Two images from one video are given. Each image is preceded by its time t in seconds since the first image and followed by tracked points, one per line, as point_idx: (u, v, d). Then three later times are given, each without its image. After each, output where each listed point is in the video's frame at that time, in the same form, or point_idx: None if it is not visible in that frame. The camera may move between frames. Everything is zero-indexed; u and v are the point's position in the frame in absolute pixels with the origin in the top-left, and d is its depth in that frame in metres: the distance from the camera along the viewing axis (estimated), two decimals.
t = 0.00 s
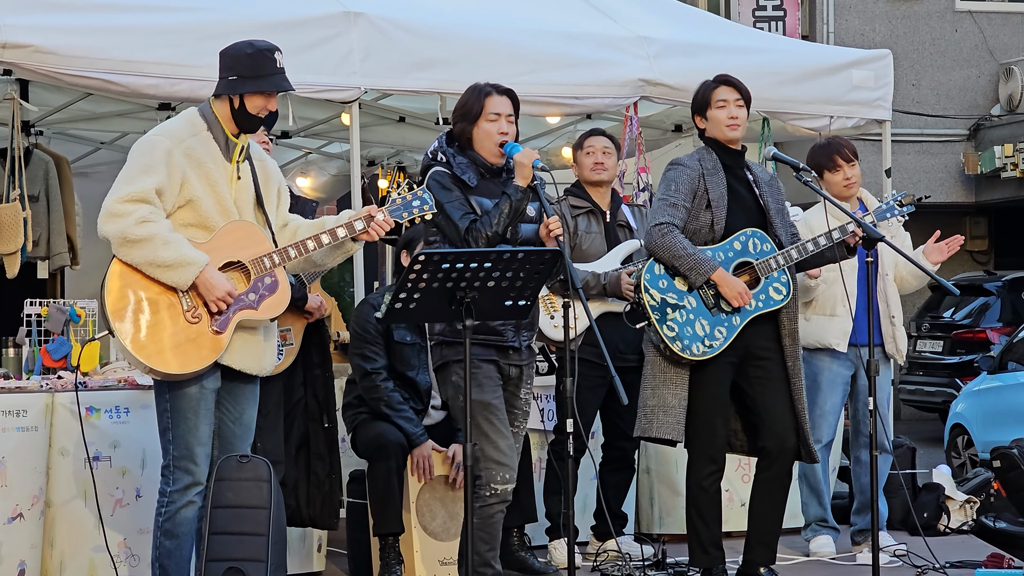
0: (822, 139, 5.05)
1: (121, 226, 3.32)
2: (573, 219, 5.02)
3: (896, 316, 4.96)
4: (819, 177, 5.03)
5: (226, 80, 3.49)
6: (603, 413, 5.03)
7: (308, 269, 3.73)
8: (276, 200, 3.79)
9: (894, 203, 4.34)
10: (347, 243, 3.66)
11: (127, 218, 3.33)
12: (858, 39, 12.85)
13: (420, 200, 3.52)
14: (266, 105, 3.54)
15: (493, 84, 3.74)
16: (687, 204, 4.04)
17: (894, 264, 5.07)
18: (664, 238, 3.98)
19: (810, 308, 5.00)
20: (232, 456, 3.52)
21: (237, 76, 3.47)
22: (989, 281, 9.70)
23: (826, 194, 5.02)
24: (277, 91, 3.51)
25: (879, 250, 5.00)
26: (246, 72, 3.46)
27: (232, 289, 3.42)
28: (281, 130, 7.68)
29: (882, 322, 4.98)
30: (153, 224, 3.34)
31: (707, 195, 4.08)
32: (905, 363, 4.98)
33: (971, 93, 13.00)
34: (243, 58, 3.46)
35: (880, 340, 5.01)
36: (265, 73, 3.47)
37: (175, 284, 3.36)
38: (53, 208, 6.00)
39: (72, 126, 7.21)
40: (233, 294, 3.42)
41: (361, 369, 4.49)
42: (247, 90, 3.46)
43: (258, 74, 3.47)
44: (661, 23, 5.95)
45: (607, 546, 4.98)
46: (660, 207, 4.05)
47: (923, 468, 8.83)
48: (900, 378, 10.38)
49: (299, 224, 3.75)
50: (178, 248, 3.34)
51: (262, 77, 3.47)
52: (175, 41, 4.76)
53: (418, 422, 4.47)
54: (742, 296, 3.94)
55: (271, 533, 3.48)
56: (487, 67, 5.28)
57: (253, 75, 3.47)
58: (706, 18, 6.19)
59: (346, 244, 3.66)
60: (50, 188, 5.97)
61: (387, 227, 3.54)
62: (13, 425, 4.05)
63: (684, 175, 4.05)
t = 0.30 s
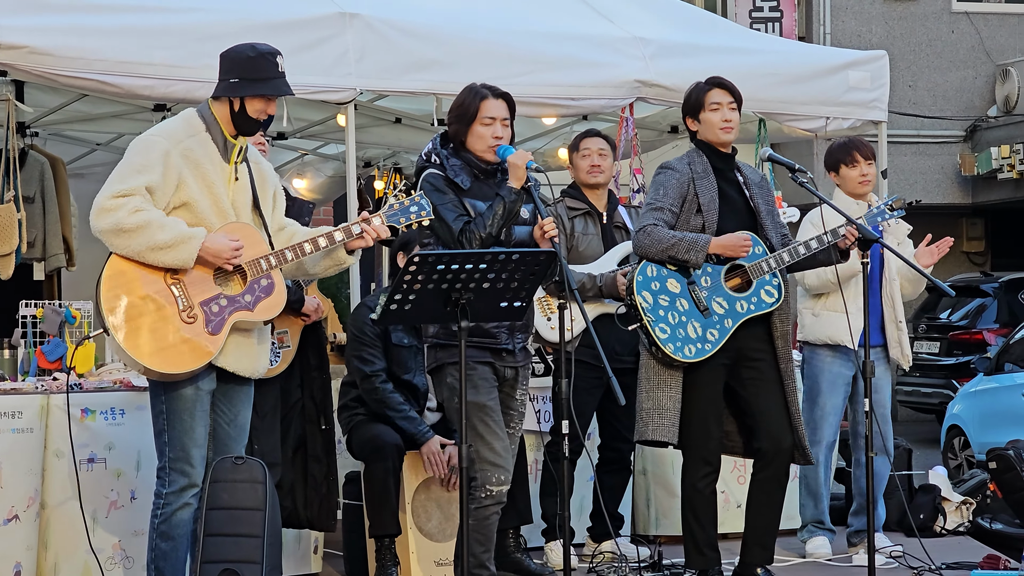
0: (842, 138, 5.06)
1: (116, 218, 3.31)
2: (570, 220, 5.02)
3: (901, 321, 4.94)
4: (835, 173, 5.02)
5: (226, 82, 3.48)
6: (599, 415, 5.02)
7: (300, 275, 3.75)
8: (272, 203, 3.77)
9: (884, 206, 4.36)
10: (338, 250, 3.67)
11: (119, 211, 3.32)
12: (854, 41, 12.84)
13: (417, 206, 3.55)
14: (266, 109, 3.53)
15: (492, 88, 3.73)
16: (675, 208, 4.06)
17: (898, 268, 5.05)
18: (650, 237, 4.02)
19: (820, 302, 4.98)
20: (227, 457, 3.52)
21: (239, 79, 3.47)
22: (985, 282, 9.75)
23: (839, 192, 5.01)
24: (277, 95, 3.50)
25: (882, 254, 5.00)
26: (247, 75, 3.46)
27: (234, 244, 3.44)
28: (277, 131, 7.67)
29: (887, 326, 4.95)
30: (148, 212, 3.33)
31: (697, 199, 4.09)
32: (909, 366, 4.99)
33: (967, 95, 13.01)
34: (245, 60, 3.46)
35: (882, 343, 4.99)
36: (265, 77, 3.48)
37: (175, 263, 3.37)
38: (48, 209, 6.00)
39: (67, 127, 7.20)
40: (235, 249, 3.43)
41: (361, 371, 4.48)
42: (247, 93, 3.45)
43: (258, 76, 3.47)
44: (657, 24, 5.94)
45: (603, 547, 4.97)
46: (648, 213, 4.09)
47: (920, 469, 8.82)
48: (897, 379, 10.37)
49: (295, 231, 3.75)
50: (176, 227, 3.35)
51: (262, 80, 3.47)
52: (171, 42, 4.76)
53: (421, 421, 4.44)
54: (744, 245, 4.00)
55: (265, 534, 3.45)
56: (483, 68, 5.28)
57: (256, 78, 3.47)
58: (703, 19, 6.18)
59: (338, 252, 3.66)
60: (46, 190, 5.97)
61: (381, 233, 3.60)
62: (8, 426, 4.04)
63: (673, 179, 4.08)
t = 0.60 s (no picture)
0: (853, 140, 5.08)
1: (119, 222, 3.31)
2: (566, 222, 5.02)
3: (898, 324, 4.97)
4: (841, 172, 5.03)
5: (206, 76, 3.50)
6: (595, 416, 5.03)
7: (300, 267, 3.71)
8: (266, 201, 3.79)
9: (875, 206, 4.35)
10: (338, 238, 3.65)
11: (125, 213, 3.32)
12: (851, 42, 12.85)
13: (412, 188, 3.53)
14: (248, 99, 3.55)
15: (485, 90, 3.75)
16: (670, 211, 4.05)
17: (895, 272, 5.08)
18: (644, 244, 3.98)
19: (823, 304, 4.97)
20: (221, 459, 3.47)
21: (218, 71, 3.48)
22: (982, 282, 9.73)
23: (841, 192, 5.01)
24: (257, 83, 3.51)
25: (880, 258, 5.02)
26: (224, 66, 3.47)
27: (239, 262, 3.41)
28: (273, 133, 7.68)
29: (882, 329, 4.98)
30: (152, 215, 3.33)
31: (691, 201, 4.09)
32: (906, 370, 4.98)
33: (963, 95, 13.01)
34: (221, 53, 3.47)
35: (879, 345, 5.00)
36: (243, 66, 3.48)
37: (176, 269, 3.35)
38: (45, 210, 6.00)
39: (63, 129, 7.21)
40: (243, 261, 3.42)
41: (359, 375, 4.45)
42: (228, 84, 3.46)
43: (238, 67, 3.48)
44: (653, 25, 5.95)
45: (599, 548, 4.98)
46: (644, 215, 4.05)
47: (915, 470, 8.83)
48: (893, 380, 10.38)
49: (293, 224, 3.75)
50: (179, 230, 3.34)
51: (241, 69, 3.48)
52: (166, 43, 4.76)
53: (415, 430, 4.46)
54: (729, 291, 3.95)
55: (260, 535, 3.42)
56: (479, 69, 5.28)
57: (233, 68, 3.47)
58: (698, 20, 6.18)
59: (338, 240, 3.64)
60: (42, 191, 5.98)
61: (377, 215, 3.56)
62: (4, 428, 4.05)
63: (668, 181, 4.06)
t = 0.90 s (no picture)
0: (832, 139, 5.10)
1: (113, 231, 3.31)
2: (565, 223, 5.02)
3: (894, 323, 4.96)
4: (824, 170, 5.04)
5: (201, 79, 3.49)
6: (592, 417, 5.03)
7: (296, 267, 3.73)
8: (261, 201, 3.79)
9: (870, 208, 4.36)
10: (333, 238, 3.66)
11: (119, 222, 3.32)
12: (849, 42, 12.86)
13: (404, 186, 3.58)
14: (244, 102, 3.54)
15: (479, 91, 3.75)
16: (668, 210, 4.05)
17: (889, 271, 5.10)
18: (646, 244, 3.97)
19: (809, 307, 4.99)
20: (220, 460, 3.47)
21: (213, 75, 3.47)
22: (979, 283, 9.75)
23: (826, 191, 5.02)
24: (253, 86, 3.50)
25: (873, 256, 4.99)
26: (221, 69, 3.46)
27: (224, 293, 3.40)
28: (271, 133, 7.68)
29: (878, 327, 4.98)
30: (146, 229, 3.33)
31: (688, 202, 4.09)
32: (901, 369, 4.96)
33: (961, 96, 13.01)
34: (217, 55, 3.46)
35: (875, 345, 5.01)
36: (239, 69, 3.47)
37: (170, 291, 3.35)
38: (42, 211, 6.01)
39: (61, 129, 7.21)
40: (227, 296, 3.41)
41: (354, 374, 4.48)
42: (223, 87, 3.46)
43: (233, 70, 3.47)
44: (650, 26, 5.95)
45: (596, 549, 4.98)
46: (642, 214, 4.05)
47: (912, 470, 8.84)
48: (891, 380, 10.39)
49: (289, 223, 3.76)
50: (173, 253, 3.33)
51: (237, 72, 3.47)
52: (164, 44, 4.76)
53: (411, 428, 4.45)
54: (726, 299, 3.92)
55: (258, 535, 3.43)
56: (477, 70, 5.28)
57: (229, 71, 3.47)
58: (696, 21, 6.19)
59: (332, 240, 3.65)
60: (40, 192, 5.98)
61: (370, 213, 3.58)
62: (2, 429, 4.04)
63: (665, 181, 4.06)
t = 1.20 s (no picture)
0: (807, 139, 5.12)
1: (106, 225, 3.29)
2: (564, 221, 5.02)
3: (876, 317, 5.01)
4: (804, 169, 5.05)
5: (203, 82, 3.48)
6: (591, 415, 5.03)
7: (289, 271, 3.72)
8: (256, 201, 3.79)
9: (870, 214, 4.33)
10: (327, 245, 3.65)
11: (109, 217, 3.30)
12: (847, 41, 12.87)
13: (400, 198, 3.57)
14: (246, 106, 3.54)
15: (477, 90, 3.75)
16: (664, 210, 4.06)
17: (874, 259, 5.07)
18: (643, 241, 3.99)
19: (798, 306, 4.99)
20: (219, 459, 3.51)
21: (217, 79, 3.46)
22: (977, 283, 9.76)
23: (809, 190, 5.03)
24: (256, 92, 3.50)
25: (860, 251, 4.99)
26: (225, 74, 3.45)
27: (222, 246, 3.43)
28: (270, 132, 7.68)
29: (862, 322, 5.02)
30: (137, 216, 3.31)
31: (687, 201, 4.09)
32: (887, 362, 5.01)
33: (960, 95, 13.01)
34: (221, 59, 3.45)
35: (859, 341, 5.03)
36: (243, 75, 3.47)
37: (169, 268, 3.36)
38: (42, 209, 6.01)
39: (60, 128, 7.22)
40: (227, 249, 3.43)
41: (341, 370, 4.51)
42: (226, 93, 3.45)
43: (236, 76, 3.47)
44: (650, 25, 5.95)
45: (595, 547, 4.98)
46: (637, 214, 4.07)
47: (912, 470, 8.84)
48: (890, 379, 10.40)
49: (283, 226, 3.75)
50: (168, 232, 3.34)
51: (241, 79, 3.47)
52: (163, 42, 4.76)
53: (405, 411, 4.46)
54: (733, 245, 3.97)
55: (258, 534, 3.48)
56: (476, 69, 5.28)
57: (232, 77, 3.46)
58: (696, 19, 6.19)
59: (327, 247, 3.64)
60: (39, 191, 5.99)
61: (366, 223, 3.59)
62: (2, 427, 4.07)
63: (663, 181, 4.07)
